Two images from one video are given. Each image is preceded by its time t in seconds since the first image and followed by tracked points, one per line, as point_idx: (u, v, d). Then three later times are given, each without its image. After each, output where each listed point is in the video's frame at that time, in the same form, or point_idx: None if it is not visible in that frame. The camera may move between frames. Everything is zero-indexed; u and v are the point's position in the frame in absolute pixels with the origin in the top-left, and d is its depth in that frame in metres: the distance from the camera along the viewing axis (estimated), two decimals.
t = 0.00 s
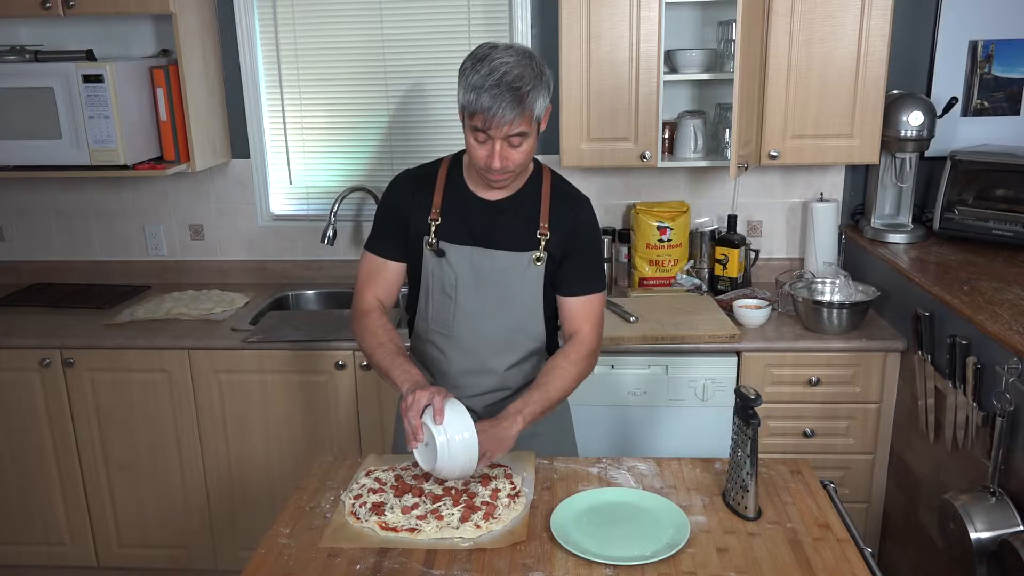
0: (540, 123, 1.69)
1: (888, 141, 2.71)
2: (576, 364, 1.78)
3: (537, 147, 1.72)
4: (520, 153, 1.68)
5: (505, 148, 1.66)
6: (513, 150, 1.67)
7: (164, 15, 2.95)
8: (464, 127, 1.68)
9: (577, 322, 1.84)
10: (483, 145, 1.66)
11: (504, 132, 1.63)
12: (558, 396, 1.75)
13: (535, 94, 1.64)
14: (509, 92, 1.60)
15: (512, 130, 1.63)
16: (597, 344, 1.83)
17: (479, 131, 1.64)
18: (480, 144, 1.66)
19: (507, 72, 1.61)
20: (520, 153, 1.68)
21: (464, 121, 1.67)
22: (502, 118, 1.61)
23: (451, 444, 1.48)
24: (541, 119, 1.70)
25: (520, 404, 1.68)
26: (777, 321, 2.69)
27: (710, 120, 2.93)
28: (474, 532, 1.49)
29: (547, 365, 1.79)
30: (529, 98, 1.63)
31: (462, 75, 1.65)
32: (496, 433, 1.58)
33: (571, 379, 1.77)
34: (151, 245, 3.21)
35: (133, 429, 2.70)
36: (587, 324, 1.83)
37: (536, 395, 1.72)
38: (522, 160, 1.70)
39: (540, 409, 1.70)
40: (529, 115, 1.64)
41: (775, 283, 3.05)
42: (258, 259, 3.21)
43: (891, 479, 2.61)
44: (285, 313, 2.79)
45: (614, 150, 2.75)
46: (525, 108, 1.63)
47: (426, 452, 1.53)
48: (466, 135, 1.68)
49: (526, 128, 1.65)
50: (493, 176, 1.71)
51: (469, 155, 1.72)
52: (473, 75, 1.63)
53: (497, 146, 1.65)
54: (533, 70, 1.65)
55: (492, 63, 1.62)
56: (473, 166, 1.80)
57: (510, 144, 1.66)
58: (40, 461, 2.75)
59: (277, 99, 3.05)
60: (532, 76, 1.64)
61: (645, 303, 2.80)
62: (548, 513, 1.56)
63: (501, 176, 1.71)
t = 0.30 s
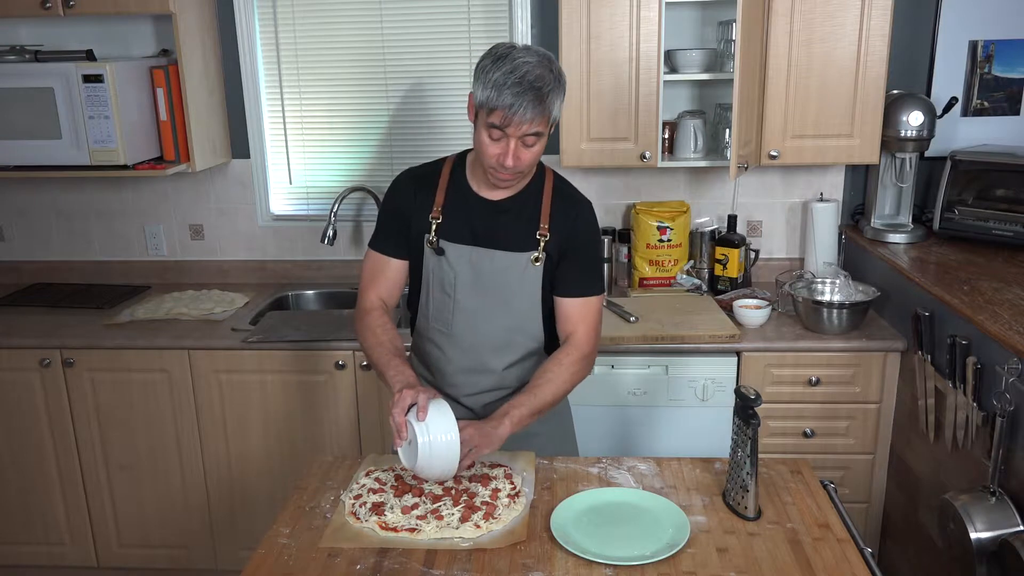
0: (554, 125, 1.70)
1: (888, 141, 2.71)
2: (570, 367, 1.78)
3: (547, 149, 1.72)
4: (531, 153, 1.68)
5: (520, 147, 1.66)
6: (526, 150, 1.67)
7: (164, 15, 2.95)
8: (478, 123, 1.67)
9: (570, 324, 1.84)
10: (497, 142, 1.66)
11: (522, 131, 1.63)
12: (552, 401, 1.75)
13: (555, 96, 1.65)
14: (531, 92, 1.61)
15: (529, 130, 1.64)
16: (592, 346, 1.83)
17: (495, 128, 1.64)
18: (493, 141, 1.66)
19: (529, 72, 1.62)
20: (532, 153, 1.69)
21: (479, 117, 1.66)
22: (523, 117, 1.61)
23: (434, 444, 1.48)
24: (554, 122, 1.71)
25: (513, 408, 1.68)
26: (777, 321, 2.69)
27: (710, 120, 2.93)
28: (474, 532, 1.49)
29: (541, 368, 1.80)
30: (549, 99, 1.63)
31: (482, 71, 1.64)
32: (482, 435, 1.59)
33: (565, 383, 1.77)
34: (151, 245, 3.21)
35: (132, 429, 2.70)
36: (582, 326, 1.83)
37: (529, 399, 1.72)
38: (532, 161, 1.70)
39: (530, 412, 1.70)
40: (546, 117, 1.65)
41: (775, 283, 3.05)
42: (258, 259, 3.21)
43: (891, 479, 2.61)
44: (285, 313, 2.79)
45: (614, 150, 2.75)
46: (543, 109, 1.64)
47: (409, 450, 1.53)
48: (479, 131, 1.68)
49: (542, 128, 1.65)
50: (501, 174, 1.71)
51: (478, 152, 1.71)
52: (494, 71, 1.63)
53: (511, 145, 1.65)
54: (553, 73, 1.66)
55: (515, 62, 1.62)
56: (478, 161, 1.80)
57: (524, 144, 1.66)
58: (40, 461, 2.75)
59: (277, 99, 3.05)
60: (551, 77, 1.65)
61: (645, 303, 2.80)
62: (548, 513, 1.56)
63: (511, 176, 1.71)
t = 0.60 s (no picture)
0: (545, 123, 1.70)
1: (888, 141, 2.71)
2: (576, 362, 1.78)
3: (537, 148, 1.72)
4: (522, 151, 1.68)
5: (511, 145, 1.66)
6: (517, 148, 1.67)
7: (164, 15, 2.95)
8: (469, 122, 1.67)
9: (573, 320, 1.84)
10: (488, 141, 1.66)
11: (512, 128, 1.63)
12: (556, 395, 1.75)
13: (544, 94, 1.65)
14: (522, 89, 1.61)
15: (520, 127, 1.64)
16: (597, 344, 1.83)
17: (485, 126, 1.64)
18: (484, 140, 1.66)
19: (519, 69, 1.62)
20: (523, 152, 1.69)
21: (470, 115, 1.66)
22: (512, 115, 1.61)
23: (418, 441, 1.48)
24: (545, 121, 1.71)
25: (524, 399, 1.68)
26: (777, 321, 2.69)
27: (710, 120, 2.93)
28: (474, 532, 1.49)
29: (550, 360, 1.80)
30: (539, 96, 1.64)
31: (472, 69, 1.65)
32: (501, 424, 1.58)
33: (573, 376, 1.77)
34: (151, 245, 3.21)
35: (132, 429, 2.70)
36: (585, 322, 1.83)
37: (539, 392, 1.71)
38: (523, 160, 1.70)
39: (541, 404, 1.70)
40: (537, 114, 1.65)
41: (775, 283, 3.05)
42: (258, 259, 3.21)
43: (891, 479, 2.61)
44: (284, 313, 2.79)
45: (613, 150, 2.75)
46: (534, 106, 1.64)
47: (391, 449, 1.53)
48: (470, 130, 1.68)
49: (532, 126, 1.65)
50: (492, 173, 1.70)
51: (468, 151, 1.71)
52: (483, 69, 1.63)
53: (502, 143, 1.65)
54: (543, 71, 1.66)
55: (505, 60, 1.63)
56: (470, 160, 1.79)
57: (515, 142, 1.66)
58: (40, 461, 2.75)
59: (277, 99, 3.05)
60: (542, 75, 1.65)
61: (645, 303, 2.80)
62: (548, 513, 1.56)
63: (502, 175, 1.71)
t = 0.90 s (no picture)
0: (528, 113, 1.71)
1: (888, 141, 2.71)
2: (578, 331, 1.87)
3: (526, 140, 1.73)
4: (515, 145, 1.68)
5: (505, 140, 1.66)
6: (510, 143, 1.67)
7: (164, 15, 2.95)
8: (457, 127, 1.66)
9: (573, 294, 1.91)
10: (481, 142, 1.65)
11: (504, 124, 1.64)
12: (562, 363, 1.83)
13: (526, 85, 1.66)
14: (507, 84, 1.61)
15: (511, 122, 1.64)
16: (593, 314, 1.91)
17: (478, 128, 1.64)
18: (477, 141, 1.66)
19: (498, 66, 1.62)
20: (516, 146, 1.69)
21: (457, 122, 1.66)
22: (503, 111, 1.61)
23: (469, 394, 1.66)
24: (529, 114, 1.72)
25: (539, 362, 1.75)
26: (777, 321, 2.69)
27: (710, 120, 2.93)
28: (474, 533, 1.49)
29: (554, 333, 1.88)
30: (523, 88, 1.64)
31: (452, 74, 1.64)
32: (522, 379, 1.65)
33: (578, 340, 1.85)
34: (151, 245, 3.21)
35: (132, 429, 2.70)
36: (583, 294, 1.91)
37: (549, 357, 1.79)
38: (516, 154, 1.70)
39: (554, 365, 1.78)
40: (524, 107, 1.66)
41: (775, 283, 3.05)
42: (258, 259, 3.21)
43: (891, 479, 2.61)
44: (284, 313, 2.79)
45: (614, 150, 2.75)
46: (521, 99, 1.64)
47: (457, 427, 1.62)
48: (460, 136, 1.67)
49: (521, 118, 1.66)
50: (489, 173, 1.70)
51: (460, 156, 1.70)
52: (463, 74, 1.62)
53: (496, 141, 1.65)
54: (520, 65, 1.66)
55: (484, 59, 1.63)
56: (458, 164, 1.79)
57: (508, 138, 1.66)
58: (40, 461, 2.75)
59: (277, 99, 3.05)
60: (519, 68, 1.66)
61: (645, 303, 2.80)
62: (548, 513, 1.56)
63: (499, 173, 1.71)
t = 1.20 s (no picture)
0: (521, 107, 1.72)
1: (888, 141, 2.71)
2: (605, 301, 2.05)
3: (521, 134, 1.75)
4: (516, 141, 1.70)
5: (506, 139, 1.68)
6: (511, 140, 1.69)
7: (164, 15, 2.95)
8: (454, 135, 1.67)
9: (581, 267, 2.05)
10: (483, 145, 1.66)
11: (503, 124, 1.65)
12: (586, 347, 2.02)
13: (516, 81, 1.67)
14: (501, 82, 1.63)
15: (510, 119, 1.65)
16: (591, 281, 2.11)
17: (478, 133, 1.64)
18: (479, 146, 1.66)
19: (486, 68, 1.63)
20: (516, 142, 1.71)
21: (455, 131, 1.66)
22: (501, 110, 1.62)
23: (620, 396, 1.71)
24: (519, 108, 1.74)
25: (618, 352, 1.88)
26: (777, 321, 2.69)
27: (710, 120, 2.93)
28: (474, 533, 1.49)
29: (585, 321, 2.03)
30: (514, 85, 1.65)
31: (442, 84, 1.63)
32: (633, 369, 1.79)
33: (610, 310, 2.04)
34: (151, 245, 3.21)
35: (132, 430, 2.70)
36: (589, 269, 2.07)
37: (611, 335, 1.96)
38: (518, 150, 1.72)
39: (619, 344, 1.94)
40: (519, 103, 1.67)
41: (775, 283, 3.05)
42: (258, 259, 3.21)
43: (891, 479, 2.61)
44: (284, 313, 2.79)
45: (613, 150, 2.75)
46: (515, 96, 1.65)
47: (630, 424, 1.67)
48: (460, 145, 1.67)
49: (517, 114, 1.67)
50: (494, 174, 1.71)
51: (461, 162, 1.71)
52: (453, 83, 1.62)
53: (498, 141, 1.66)
54: (504, 61, 1.68)
55: (472, 62, 1.63)
56: (458, 171, 1.79)
57: (508, 137, 1.68)
58: (40, 461, 2.75)
59: (277, 99, 3.05)
60: (505, 65, 1.66)
61: (645, 303, 2.80)
62: (548, 513, 1.56)
63: (505, 171, 1.73)
